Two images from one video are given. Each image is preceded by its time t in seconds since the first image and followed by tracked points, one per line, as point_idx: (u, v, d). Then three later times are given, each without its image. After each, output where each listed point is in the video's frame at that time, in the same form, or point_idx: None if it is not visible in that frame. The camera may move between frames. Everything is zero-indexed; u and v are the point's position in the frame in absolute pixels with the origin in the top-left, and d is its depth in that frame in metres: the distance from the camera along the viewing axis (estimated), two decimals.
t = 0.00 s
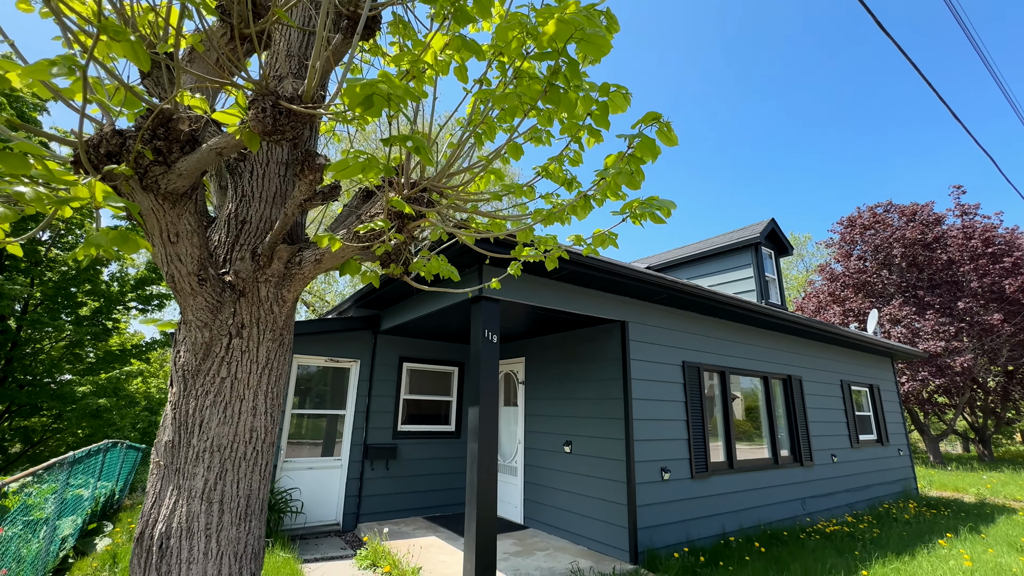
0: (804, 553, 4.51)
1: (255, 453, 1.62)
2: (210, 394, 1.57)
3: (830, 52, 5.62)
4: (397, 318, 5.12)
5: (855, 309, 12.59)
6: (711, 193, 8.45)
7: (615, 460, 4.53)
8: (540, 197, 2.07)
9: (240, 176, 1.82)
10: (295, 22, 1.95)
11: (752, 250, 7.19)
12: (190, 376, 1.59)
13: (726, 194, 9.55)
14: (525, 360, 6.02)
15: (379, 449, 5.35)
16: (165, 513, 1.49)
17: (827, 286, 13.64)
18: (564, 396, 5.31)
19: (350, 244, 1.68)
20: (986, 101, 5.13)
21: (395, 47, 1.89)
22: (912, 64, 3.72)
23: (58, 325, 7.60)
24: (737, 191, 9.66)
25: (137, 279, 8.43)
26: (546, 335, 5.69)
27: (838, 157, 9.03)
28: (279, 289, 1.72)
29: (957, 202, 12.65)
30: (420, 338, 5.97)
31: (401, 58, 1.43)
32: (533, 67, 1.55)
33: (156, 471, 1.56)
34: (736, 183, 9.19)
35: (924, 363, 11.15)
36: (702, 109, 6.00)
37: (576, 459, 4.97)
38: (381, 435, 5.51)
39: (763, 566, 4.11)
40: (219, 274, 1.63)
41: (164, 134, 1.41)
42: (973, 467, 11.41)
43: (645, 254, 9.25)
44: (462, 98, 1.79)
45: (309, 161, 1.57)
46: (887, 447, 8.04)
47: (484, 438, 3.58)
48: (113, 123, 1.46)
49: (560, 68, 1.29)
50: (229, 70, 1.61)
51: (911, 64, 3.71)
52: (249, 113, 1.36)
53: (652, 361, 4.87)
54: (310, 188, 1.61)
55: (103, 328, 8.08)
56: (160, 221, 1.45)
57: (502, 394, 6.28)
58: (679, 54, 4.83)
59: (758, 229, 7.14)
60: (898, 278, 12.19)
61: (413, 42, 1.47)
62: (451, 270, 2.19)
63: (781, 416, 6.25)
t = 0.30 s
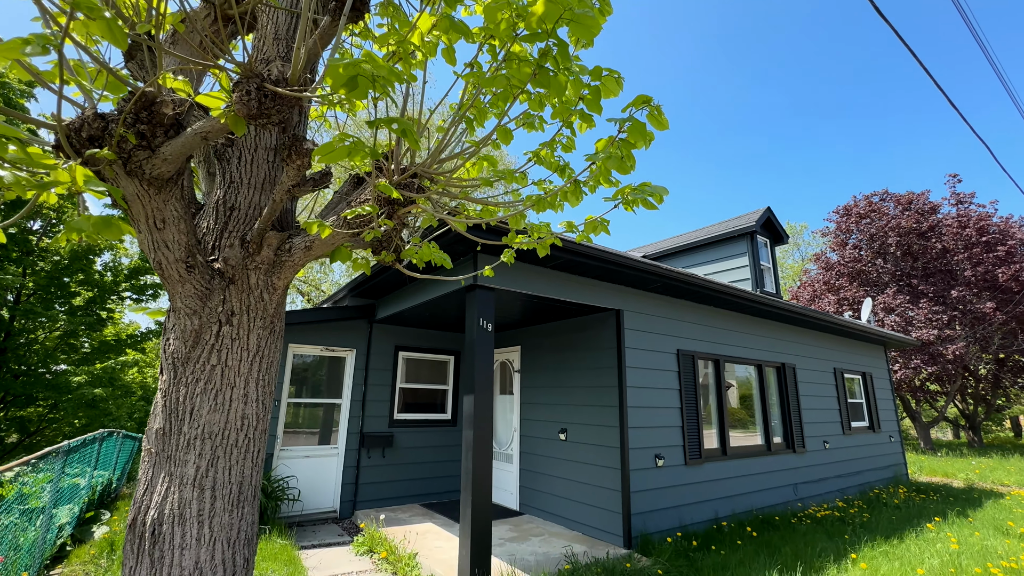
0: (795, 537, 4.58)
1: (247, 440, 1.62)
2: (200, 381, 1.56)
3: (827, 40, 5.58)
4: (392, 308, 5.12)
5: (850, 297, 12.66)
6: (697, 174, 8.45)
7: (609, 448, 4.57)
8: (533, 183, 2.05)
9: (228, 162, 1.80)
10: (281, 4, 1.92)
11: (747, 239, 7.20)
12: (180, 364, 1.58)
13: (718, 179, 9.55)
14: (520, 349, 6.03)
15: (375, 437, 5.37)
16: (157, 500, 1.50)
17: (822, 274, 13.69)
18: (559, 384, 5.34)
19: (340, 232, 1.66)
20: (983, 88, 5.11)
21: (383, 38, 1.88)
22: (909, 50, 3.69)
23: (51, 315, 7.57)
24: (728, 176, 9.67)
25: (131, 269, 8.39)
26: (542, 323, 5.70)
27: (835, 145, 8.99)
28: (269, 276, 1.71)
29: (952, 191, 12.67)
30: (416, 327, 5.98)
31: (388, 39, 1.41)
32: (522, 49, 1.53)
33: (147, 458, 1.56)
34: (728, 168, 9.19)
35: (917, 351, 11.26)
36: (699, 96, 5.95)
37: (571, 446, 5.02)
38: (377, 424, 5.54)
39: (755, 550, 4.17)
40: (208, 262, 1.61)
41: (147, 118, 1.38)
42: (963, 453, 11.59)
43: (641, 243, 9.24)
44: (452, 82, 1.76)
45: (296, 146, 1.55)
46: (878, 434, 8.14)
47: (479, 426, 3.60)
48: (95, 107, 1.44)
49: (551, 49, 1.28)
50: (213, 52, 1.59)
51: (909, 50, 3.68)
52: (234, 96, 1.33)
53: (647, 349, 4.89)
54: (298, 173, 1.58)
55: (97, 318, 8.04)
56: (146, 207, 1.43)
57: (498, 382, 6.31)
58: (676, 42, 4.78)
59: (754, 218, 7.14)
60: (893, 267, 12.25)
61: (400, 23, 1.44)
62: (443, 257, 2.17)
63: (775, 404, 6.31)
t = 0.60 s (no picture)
0: (786, 521, 4.65)
1: (239, 427, 1.62)
2: (191, 369, 1.56)
3: (824, 31, 5.54)
4: (388, 297, 5.11)
5: (844, 287, 12.72)
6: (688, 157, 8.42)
7: (603, 435, 4.61)
8: (525, 170, 2.04)
9: (215, 148, 1.77)
10: None
11: (743, 228, 7.20)
12: (170, 352, 1.57)
13: (714, 167, 9.52)
14: (516, 338, 6.05)
15: (371, 426, 5.40)
16: (149, 486, 1.50)
17: (817, 264, 13.73)
18: (554, 373, 5.37)
19: (330, 219, 1.64)
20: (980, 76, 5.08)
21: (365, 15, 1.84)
22: (906, 37, 3.66)
23: (45, 306, 7.53)
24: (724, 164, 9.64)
25: (125, 259, 8.37)
26: (537, 312, 5.71)
27: (832, 134, 8.96)
28: (259, 264, 1.70)
29: (948, 179, 12.68)
30: (411, 316, 5.98)
31: (375, 20, 1.39)
32: (512, 31, 1.51)
33: (139, 446, 1.55)
34: (722, 154, 9.16)
35: (910, 340, 11.36)
36: (696, 84, 5.90)
37: (566, 434, 5.06)
38: (373, 413, 5.56)
39: (746, 534, 4.24)
40: (197, 249, 1.60)
41: (130, 102, 1.36)
42: (954, 440, 11.76)
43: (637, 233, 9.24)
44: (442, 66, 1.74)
45: (284, 131, 1.53)
46: (871, 421, 8.24)
47: (474, 413, 3.62)
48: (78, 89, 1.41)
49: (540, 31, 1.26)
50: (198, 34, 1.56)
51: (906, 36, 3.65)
52: (218, 79, 1.31)
53: (642, 338, 4.91)
54: (286, 159, 1.56)
55: (91, 308, 8.01)
56: (131, 192, 1.41)
57: (494, 371, 6.33)
58: (674, 31, 4.71)
59: (749, 207, 7.14)
60: (888, 256, 12.29)
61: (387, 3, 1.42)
62: (436, 244, 2.16)
63: (768, 392, 6.37)
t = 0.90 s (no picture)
0: (778, 507, 4.72)
1: (230, 415, 1.62)
2: (182, 357, 1.55)
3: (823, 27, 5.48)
4: (383, 287, 5.10)
5: (839, 277, 12.77)
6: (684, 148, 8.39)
7: (599, 424, 4.65)
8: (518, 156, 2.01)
9: (203, 134, 1.75)
10: None
11: (739, 218, 7.20)
12: (160, 340, 1.56)
13: (711, 158, 9.49)
14: (512, 328, 6.06)
15: (368, 415, 5.41)
16: (141, 474, 1.50)
17: (813, 254, 13.77)
18: (550, 362, 5.39)
19: (320, 206, 1.62)
20: (977, 64, 5.07)
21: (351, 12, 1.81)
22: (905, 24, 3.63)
23: (38, 297, 7.49)
24: (720, 154, 9.61)
25: (118, 249, 8.39)
26: (533, 302, 5.71)
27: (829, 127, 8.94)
28: (249, 252, 1.69)
29: (945, 169, 12.68)
30: (407, 306, 5.97)
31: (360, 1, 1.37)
32: (502, 15, 1.49)
33: (130, 434, 1.55)
34: (719, 148, 9.14)
35: (904, 329, 11.44)
36: (693, 74, 5.84)
37: (562, 422, 5.09)
38: (370, 403, 5.57)
39: (739, 520, 4.30)
40: (185, 237, 1.58)
41: (113, 85, 1.33)
42: (945, 428, 11.91)
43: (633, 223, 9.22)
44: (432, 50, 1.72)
45: (271, 117, 1.51)
46: (863, 409, 8.33)
47: (469, 402, 3.63)
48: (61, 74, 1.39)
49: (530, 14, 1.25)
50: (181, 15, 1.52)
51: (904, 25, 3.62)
52: (201, 63, 1.28)
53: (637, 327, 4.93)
54: (274, 145, 1.55)
55: (85, 299, 7.99)
56: (116, 178, 1.39)
57: (490, 361, 6.35)
58: (672, 29, 4.65)
59: (746, 196, 7.13)
60: (883, 247, 12.34)
61: None
62: (427, 233, 2.15)
63: (762, 381, 6.42)
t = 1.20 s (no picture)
0: (771, 495, 4.79)
1: (221, 404, 1.62)
2: (171, 346, 1.54)
3: (821, 25, 5.41)
4: (378, 278, 5.10)
5: (835, 267, 12.82)
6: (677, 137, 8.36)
7: (593, 413, 4.68)
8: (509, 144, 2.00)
9: (190, 120, 1.72)
10: None
11: (735, 208, 7.20)
12: (149, 330, 1.55)
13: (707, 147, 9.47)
14: (508, 318, 6.06)
15: (364, 405, 5.43)
16: (132, 464, 1.50)
17: (809, 244, 13.80)
18: (545, 352, 5.40)
19: (310, 193, 1.59)
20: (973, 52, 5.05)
21: None
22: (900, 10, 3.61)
23: (31, 289, 7.45)
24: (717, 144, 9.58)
25: (112, 240, 8.35)
26: (528, 292, 5.71)
27: (826, 123, 8.91)
28: (238, 241, 1.67)
29: (941, 159, 12.68)
30: (402, 297, 5.96)
31: None
32: None
33: (120, 424, 1.55)
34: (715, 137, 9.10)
35: (898, 319, 11.51)
36: (689, 66, 5.78)
37: (557, 412, 5.12)
38: (366, 393, 5.59)
39: (732, 507, 4.35)
40: (173, 225, 1.57)
41: (94, 70, 1.30)
42: (937, 416, 12.07)
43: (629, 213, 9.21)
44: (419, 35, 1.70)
45: (258, 103, 1.49)
46: (856, 398, 8.41)
47: (464, 392, 3.64)
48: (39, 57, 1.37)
49: None
50: None
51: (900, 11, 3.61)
52: (184, 46, 1.26)
53: (632, 317, 4.95)
54: (261, 132, 1.52)
55: (80, 290, 7.95)
56: (101, 165, 1.37)
57: (486, 351, 6.37)
58: (671, 25, 4.60)
59: (742, 186, 7.12)
60: (878, 237, 12.37)
61: None
62: (419, 221, 2.13)
63: (757, 370, 6.46)
